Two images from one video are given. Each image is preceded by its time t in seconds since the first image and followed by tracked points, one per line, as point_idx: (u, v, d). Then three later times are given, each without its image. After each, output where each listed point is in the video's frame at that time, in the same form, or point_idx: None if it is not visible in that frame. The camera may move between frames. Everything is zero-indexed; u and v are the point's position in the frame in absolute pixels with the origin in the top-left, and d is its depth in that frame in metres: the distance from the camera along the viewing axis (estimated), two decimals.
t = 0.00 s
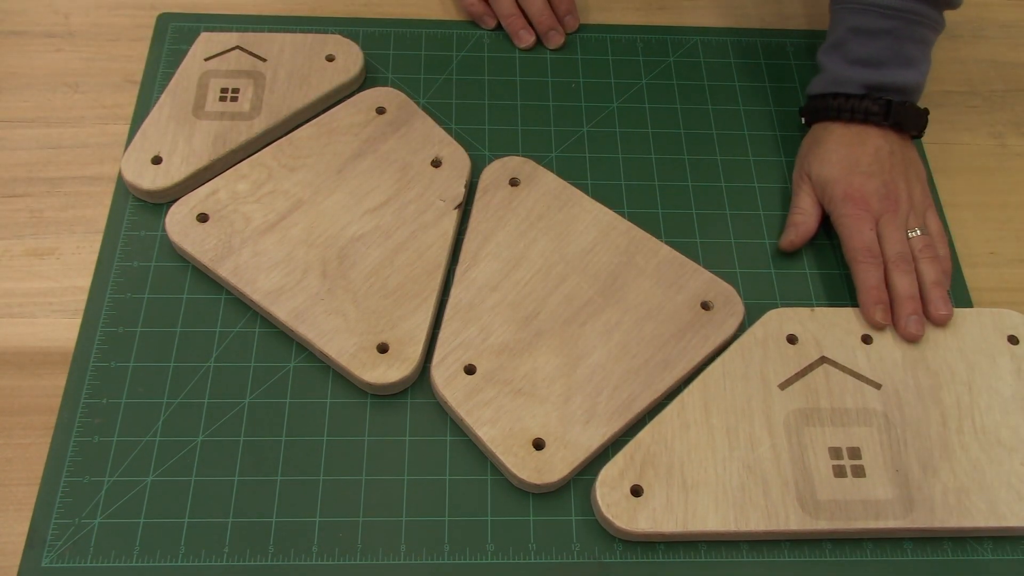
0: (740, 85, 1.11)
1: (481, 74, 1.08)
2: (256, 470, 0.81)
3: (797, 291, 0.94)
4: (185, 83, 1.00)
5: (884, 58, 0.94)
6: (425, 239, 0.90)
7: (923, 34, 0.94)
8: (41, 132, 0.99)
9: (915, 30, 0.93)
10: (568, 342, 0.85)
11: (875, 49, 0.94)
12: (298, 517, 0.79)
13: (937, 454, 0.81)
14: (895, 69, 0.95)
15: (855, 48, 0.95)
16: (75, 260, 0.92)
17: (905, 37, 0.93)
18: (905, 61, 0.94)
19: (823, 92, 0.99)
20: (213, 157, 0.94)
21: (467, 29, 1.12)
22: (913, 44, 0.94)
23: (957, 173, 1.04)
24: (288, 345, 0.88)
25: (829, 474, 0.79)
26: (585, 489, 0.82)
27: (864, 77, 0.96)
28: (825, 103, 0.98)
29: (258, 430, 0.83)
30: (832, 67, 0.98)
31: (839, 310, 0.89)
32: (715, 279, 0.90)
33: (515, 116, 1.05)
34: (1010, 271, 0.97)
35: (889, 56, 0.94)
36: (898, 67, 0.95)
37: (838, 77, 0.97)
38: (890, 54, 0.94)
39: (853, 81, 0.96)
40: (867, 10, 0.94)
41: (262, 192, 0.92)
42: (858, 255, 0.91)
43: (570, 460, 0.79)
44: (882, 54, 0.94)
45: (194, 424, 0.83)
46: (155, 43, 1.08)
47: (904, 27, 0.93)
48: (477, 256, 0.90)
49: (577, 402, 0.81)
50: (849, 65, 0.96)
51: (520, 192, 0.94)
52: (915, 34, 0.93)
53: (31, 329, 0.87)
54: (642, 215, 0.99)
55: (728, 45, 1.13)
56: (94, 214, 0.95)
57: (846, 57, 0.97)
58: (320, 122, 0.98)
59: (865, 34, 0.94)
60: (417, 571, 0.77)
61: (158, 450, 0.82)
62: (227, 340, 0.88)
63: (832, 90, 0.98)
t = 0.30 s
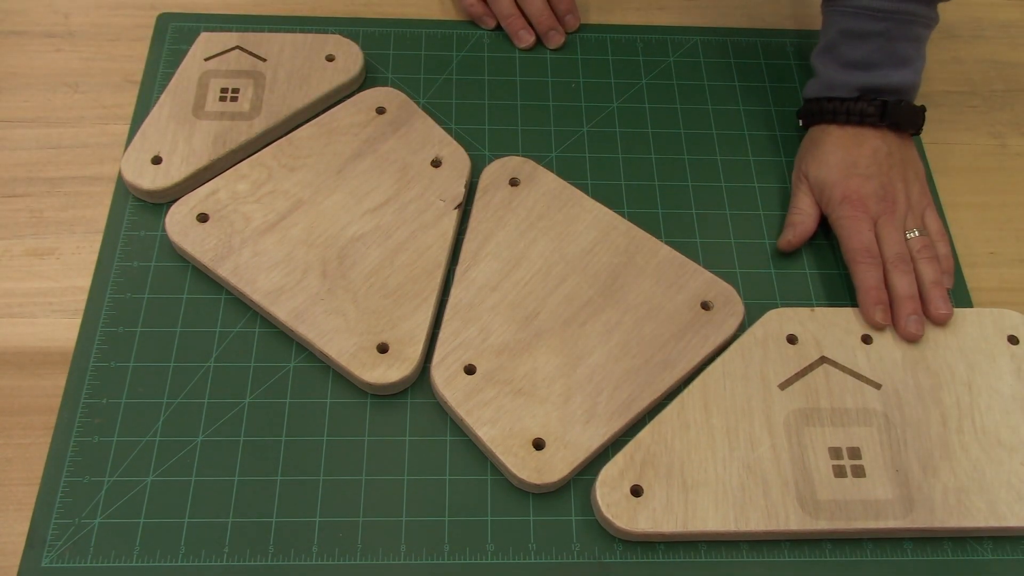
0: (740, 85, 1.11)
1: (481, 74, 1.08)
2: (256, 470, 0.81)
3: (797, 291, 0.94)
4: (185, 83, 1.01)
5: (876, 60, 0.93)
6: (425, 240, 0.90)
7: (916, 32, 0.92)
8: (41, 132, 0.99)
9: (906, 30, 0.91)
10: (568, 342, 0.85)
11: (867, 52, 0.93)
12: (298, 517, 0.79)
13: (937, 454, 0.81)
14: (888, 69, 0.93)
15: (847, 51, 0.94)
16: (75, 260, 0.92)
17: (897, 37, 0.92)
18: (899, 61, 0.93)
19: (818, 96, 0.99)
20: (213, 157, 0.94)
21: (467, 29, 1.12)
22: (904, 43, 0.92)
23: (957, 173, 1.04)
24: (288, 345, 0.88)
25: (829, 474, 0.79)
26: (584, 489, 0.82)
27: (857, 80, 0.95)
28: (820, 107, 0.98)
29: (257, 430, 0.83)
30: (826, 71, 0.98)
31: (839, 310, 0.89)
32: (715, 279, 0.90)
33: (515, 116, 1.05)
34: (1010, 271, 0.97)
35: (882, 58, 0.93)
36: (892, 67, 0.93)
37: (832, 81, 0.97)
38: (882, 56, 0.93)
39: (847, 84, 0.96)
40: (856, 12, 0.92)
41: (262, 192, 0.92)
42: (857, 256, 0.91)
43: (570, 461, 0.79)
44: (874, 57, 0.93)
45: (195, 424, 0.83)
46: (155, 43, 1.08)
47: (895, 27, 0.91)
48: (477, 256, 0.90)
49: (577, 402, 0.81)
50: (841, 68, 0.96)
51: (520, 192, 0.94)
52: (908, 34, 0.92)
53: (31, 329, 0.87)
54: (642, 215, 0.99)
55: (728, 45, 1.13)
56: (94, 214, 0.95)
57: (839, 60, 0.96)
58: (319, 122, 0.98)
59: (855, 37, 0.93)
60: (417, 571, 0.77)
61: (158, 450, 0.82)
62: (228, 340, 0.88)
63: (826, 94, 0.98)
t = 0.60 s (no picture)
0: (740, 84, 1.11)
1: (481, 74, 1.08)
2: (256, 470, 0.81)
3: (797, 291, 0.94)
4: (185, 82, 1.01)
5: (874, 62, 0.93)
6: (425, 240, 0.90)
7: (914, 33, 0.91)
8: (41, 132, 0.99)
9: (903, 32, 0.90)
10: (568, 342, 0.85)
11: (863, 54, 0.93)
12: (298, 517, 0.79)
13: (937, 454, 0.81)
14: (886, 71, 0.93)
15: (844, 54, 0.94)
16: (75, 260, 0.92)
17: (894, 39, 0.91)
18: (896, 62, 0.92)
19: (817, 98, 0.99)
20: (213, 157, 0.94)
21: (466, 29, 1.12)
22: (902, 45, 0.91)
23: (957, 173, 1.04)
24: (288, 344, 0.88)
25: (829, 474, 0.79)
26: (584, 489, 0.82)
27: (856, 83, 0.95)
28: (820, 108, 0.98)
29: (257, 430, 0.83)
30: (824, 73, 0.98)
31: (839, 310, 0.89)
32: (715, 279, 0.90)
33: (515, 116, 1.05)
34: (1010, 271, 0.97)
35: (880, 60, 0.93)
36: (889, 69, 0.93)
37: (831, 84, 0.97)
38: (880, 58, 0.92)
39: (846, 87, 0.96)
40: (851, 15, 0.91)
41: (262, 192, 0.92)
42: (857, 256, 0.91)
43: (570, 461, 0.79)
44: (872, 59, 0.93)
45: (195, 424, 0.83)
46: (155, 43, 1.08)
47: (891, 29, 0.90)
48: (477, 256, 0.90)
49: (577, 402, 0.81)
50: (839, 70, 0.96)
51: (520, 192, 0.94)
52: (904, 35, 0.91)
53: (31, 329, 0.87)
54: (642, 215, 0.99)
55: (728, 45, 1.13)
56: (93, 214, 0.95)
57: (837, 62, 0.96)
58: (319, 122, 0.98)
59: (852, 40, 0.93)
60: (417, 571, 0.77)
61: (158, 450, 0.82)
62: (228, 340, 0.88)
63: (825, 97, 0.98)
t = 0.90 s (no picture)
0: (740, 84, 1.11)
1: (481, 74, 1.08)
2: (256, 470, 0.81)
3: (797, 292, 0.94)
4: (185, 82, 1.01)
5: (875, 63, 0.93)
6: (425, 240, 0.90)
7: (915, 33, 0.91)
8: (41, 133, 0.99)
9: (904, 33, 0.90)
10: (568, 342, 0.85)
11: (864, 54, 0.93)
12: (299, 517, 0.79)
13: (937, 454, 0.81)
14: (887, 71, 0.93)
15: (845, 54, 0.94)
16: (75, 260, 0.92)
17: (895, 39, 0.91)
18: (897, 63, 0.93)
19: (818, 98, 1.00)
20: (213, 157, 0.94)
21: (467, 29, 1.12)
22: (904, 45, 0.91)
23: (957, 173, 1.04)
24: (288, 344, 0.88)
25: (829, 474, 0.79)
26: (584, 489, 0.82)
27: (856, 83, 0.95)
28: (821, 109, 0.99)
29: (257, 430, 0.83)
30: (826, 73, 0.98)
31: (839, 310, 0.89)
32: (715, 279, 0.90)
33: (515, 116, 1.05)
34: (1009, 271, 0.97)
35: (880, 60, 0.93)
36: (890, 69, 0.93)
37: (832, 84, 0.97)
38: (881, 58, 0.93)
39: (846, 87, 0.96)
40: (852, 16, 0.91)
41: (262, 191, 0.92)
42: (858, 256, 0.91)
43: (570, 461, 0.79)
44: (873, 59, 0.93)
45: (195, 424, 0.83)
46: (155, 43, 1.08)
47: (893, 30, 0.90)
48: (477, 256, 0.90)
49: (577, 402, 0.81)
50: (840, 71, 0.96)
51: (521, 192, 0.94)
52: (906, 35, 0.91)
53: (31, 329, 0.87)
54: (642, 215, 0.99)
55: (728, 45, 1.13)
56: (93, 214, 0.95)
57: (838, 62, 0.96)
58: (320, 122, 0.98)
59: (852, 40, 0.93)
60: (417, 571, 0.77)
61: (158, 451, 0.82)
62: (228, 340, 0.88)
63: (826, 97, 0.98)
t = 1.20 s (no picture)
0: (740, 84, 1.11)
1: (481, 74, 1.08)
2: (256, 469, 0.81)
3: (797, 292, 0.94)
4: (185, 82, 1.01)
5: (875, 64, 0.93)
6: (425, 240, 0.90)
7: (915, 35, 0.91)
8: (41, 133, 0.99)
9: (904, 35, 0.91)
10: (568, 342, 0.85)
11: (865, 55, 0.93)
12: (299, 518, 0.79)
13: (938, 454, 0.81)
14: (887, 73, 0.93)
15: (846, 55, 0.94)
16: (75, 260, 0.92)
17: (895, 40, 0.91)
18: (897, 64, 0.93)
19: (818, 99, 1.00)
20: (213, 157, 0.94)
21: (467, 29, 1.12)
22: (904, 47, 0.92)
23: (957, 173, 1.04)
24: (288, 344, 0.88)
25: (829, 474, 0.79)
26: (584, 489, 0.82)
27: (857, 84, 0.95)
28: (821, 109, 0.98)
29: (257, 430, 0.83)
30: (826, 74, 0.98)
31: (839, 310, 0.89)
32: (715, 279, 0.90)
33: (515, 116, 1.05)
34: (1009, 271, 0.97)
35: (881, 62, 0.93)
36: (890, 70, 0.93)
37: (832, 85, 0.97)
38: (881, 60, 0.93)
39: (847, 88, 0.96)
40: (853, 17, 0.91)
41: (262, 191, 0.92)
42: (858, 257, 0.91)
43: (570, 461, 0.79)
44: (873, 61, 0.93)
45: (195, 423, 0.83)
46: (155, 43, 1.08)
47: (893, 31, 0.90)
48: (477, 256, 0.90)
49: (577, 402, 0.81)
50: (840, 72, 0.96)
51: (521, 192, 0.94)
52: (906, 36, 0.91)
53: (31, 329, 0.87)
54: (642, 215, 0.99)
55: (727, 45, 1.13)
56: (93, 214, 0.95)
57: (838, 63, 0.96)
58: (320, 122, 0.98)
59: (853, 41, 0.93)
60: (417, 571, 0.77)
61: (159, 450, 0.82)
62: (228, 340, 0.88)
63: (826, 97, 0.98)
